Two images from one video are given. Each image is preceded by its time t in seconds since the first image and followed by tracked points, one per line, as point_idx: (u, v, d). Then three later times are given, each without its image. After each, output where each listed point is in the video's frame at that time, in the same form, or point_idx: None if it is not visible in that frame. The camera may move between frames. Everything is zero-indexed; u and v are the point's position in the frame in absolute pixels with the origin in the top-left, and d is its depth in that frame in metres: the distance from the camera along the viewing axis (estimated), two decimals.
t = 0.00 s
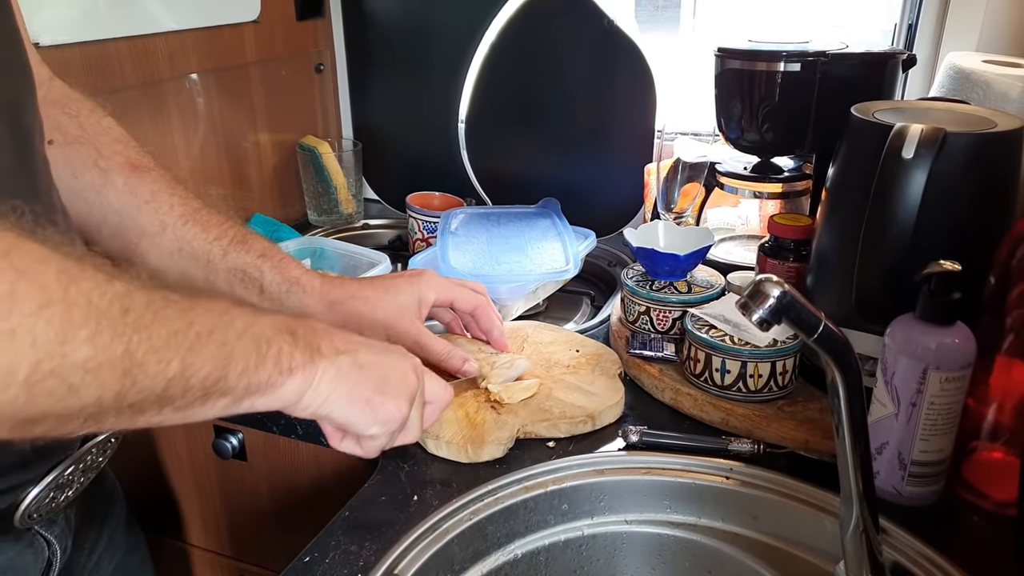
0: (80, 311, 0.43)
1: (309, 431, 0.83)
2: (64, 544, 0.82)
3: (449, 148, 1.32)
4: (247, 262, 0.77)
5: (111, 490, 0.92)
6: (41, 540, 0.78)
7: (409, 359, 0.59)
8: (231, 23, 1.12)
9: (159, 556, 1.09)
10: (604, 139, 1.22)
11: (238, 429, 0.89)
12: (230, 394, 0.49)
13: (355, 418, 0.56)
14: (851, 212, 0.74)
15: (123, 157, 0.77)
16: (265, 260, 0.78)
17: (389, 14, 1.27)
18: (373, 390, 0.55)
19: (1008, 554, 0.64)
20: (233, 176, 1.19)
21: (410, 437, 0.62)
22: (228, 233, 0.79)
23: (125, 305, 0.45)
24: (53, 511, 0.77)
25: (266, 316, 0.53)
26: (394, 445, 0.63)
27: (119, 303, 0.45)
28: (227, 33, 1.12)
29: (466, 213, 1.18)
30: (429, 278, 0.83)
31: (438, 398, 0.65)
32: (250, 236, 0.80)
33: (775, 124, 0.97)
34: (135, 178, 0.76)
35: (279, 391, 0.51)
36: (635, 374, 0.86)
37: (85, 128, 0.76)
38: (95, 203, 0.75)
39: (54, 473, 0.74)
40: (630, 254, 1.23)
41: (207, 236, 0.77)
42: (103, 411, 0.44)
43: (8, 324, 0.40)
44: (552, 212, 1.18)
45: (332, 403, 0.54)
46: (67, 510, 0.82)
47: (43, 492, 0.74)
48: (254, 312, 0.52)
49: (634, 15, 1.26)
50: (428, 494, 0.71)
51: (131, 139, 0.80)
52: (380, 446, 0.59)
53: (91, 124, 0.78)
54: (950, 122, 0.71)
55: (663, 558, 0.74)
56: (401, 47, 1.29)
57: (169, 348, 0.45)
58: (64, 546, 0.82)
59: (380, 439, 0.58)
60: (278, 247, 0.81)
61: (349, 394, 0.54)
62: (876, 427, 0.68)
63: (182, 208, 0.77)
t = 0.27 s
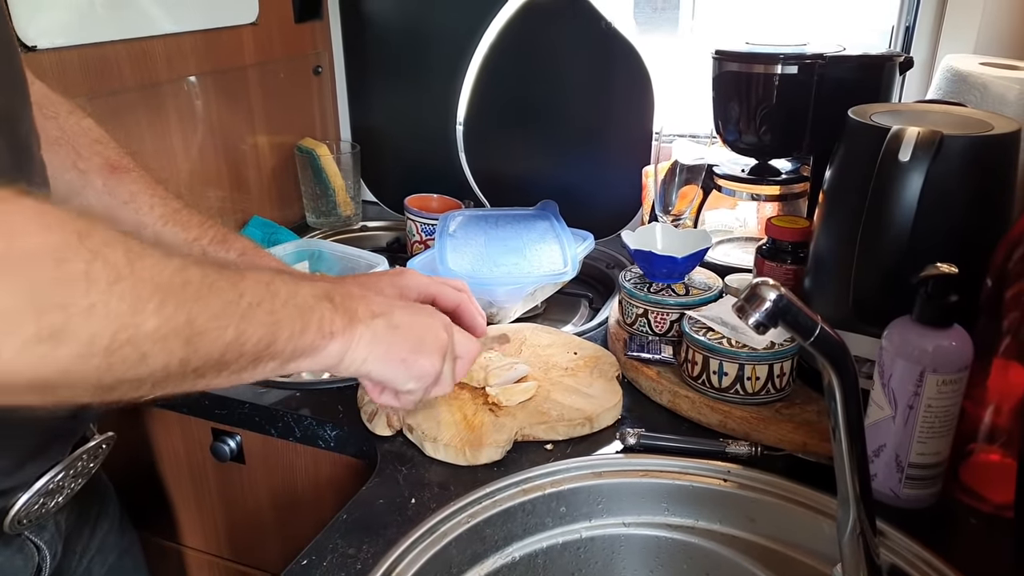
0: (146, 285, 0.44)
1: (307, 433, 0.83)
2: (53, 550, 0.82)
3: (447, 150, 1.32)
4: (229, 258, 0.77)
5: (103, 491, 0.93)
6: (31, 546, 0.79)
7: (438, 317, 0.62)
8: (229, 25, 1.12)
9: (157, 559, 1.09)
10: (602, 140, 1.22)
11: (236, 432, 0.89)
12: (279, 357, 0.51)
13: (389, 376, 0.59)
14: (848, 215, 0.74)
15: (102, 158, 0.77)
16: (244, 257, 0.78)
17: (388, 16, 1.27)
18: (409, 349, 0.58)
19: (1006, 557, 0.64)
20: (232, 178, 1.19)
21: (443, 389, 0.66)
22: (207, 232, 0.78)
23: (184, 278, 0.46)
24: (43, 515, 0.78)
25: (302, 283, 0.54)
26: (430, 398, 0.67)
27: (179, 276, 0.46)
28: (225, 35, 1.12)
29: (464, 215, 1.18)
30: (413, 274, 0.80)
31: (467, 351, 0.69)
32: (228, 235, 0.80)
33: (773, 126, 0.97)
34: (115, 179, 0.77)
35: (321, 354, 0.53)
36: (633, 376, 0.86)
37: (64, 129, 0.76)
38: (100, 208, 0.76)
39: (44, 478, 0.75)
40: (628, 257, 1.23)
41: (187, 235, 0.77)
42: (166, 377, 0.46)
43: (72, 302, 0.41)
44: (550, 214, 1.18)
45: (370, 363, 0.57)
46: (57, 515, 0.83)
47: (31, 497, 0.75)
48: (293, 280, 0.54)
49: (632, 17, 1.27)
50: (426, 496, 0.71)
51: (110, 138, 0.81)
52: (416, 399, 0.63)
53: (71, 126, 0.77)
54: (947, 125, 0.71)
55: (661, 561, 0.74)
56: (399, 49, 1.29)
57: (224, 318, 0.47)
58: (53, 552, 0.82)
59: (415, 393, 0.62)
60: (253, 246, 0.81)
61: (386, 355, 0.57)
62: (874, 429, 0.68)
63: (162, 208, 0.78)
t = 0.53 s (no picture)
0: (179, 272, 0.43)
1: (304, 434, 0.83)
2: (44, 557, 0.83)
3: (445, 151, 1.32)
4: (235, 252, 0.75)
5: (97, 494, 0.93)
6: (20, 552, 0.80)
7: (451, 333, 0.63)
8: (226, 26, 1.12)
9: (154, 560, 1.09)
10: (600, 141, 1.22)
11: (233, 433, 0.89)
12: (299, 355, 0.51)
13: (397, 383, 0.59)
14: (844, 216, 0.74)
15: (103, 162, 0.77)
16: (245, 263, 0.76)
17: (384, 17, 1.27)
18: (420, 357, 0.59)
19: (1002, 556, 0.64)
20: (229, 179, 1.19)
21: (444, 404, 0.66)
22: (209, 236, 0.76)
23: (215, 269, 0.45)
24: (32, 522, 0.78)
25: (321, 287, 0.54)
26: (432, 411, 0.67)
27: (210, 267, 0.45)
28: (222, 36, 1.12)
29: (462, 216, 1.18)
30: (411, 277, 0.80)
31: (471, 367, 0.71)
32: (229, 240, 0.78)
33: (770, 126, 0.97)
34: (115, 182, 0.77)
35: (338, 355, 0.53)
36: (630, 377, 0.86)
37: (65, 133, 0.77)
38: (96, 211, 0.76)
39: (34, 486, 0.75)
40: (625, 257, 1.24)
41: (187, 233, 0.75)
42: (195, 366, 0.46)
43: (115, 283, 0.41)
44: (547, 215, 1.18)
45: (383, 367, 0.57)
46: (48, 521, 0.83)
47: (21, 505, 0.75)
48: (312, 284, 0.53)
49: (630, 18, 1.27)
50: (422, 497, 0.71)
51: (111, 143, 0.81)
52: (420, 411, 0.63)
53: (72, 129, 0.78)
54: (942, 125, 0.71)
55: (658, 561, 0.74)
56: (396, 50, 1.29)
57: (251, 311, 0.47)
58: (44, 558, 0.83)
59: (421, 404, 0.62)
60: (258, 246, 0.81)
61: (400, 360, 0.57)
62: (870, 430, 0.68)
63: (163, 212, 0.77)
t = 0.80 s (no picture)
0: (44, 320, 0.43)
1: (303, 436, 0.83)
2: (54, 550, 0.83)
3: (443, 152, 1.32)
4: (236, 265, 0.78)
5: (104, 492, 0.93)
6: (29, 547, 0.80)
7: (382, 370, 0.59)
8: (225, 28, 1.12)
9: (154, 561, 1.09)
10: (598, 142, 1.22)
11: (232, 434, 0.89)
12: (201, 403, 0.49)
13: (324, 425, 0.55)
14: (843, 217, 0.74)
15: (112, 164, 0.77)
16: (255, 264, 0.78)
17: (384, 18, 1.27)
18: (346, 399, 0.55)
19: (1001, 557, 0.64)
20: (228, 181, 1.19)
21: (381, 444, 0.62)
22: (217, 237, 0.78)
23: (91, 314, 0.45)
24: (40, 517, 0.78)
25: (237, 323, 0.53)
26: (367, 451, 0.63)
27: (85, 312, 0.45)
28: (221, 38, 1.12)
29: (460, 217, 1.18)
30: (422, 281, 0.85)
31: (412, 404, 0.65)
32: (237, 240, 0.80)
33: (768, 127, 0.97)
34: (122, 183, 0.76)
35: (251, 398, 0.51)
36: (629, 378, 0.86)
37: (72, 135, 0.76)
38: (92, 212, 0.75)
39: (40, 479, 0.75)
40: (624, 259, 1.24)
41: (197, 240, 0.77)
42: (70, 419, 0.45)
43: None
44: (546, 216, 1.18)
45: (305, 411, 0.54)
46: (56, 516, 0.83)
47: (29, 498, 0.75)
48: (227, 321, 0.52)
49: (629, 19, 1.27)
50: (420, 499, 0.71)
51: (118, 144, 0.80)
52: (352, 454, 0.59)
53: (79, 132, 0.77)
54: (941, 126, 0.71)
55: (656, 563, 0.74)
56: (395, 51, 1.29)
57: (137, 357, 0.45)
58: (53, 553, 0.83)
59: (353, 448, 0.58)
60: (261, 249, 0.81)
61: (321, 403, 0.54)
62: (868, 431, 0.68)
63: (172, 214, 0.77)
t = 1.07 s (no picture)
0: (50, 315, 0.43)
1: (300, 437, 0.83)
2: (46, 552, 0.83)
3: (441, 152, 1.32)
4: (206, 261, 0.78)
5: (102, 493, 0.93)
6: (21, 549, 0.80)
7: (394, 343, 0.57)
8: (223, 29, 1.12)
9: (152, 562, 1.09)
10: (597, 143, 1.22)
11: (229, 435, 0.89)
12: (212, 387, 0.49)
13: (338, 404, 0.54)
14: (840, 217, 0.74)
15: (79, 162, 0.77)
16: (225, 260, 0.79)
17: (382, 18, 1.27)
18: (358, 376, 0.53)
19: (999, 557, 0.64)
20: (226, 181, 1.19)
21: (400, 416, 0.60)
22: (187, 233, 0.79)
23: (100, 304, 0.45)
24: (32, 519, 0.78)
25: (246, 305, 0.52)
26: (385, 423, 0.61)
27: (94, 303, 0.45)
28: (219, 39, 1.12)
29: (459, 217, 1.18)
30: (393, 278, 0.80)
31: (427, 373, 0.63)
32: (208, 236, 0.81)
33: (766, 128, 0.97)
34: (90, 182, 0.77)
35: (263, 383, 0.50)
36: (627, 379, 0.86)
37: (39, 132, 0.76)
38: (88, 214, 0.76)
39: (32, 482, 0.75)
40: (623, 259, 1.24)
41: (166, 237, 0.78)
42: (80, 410, 0.45)
43: None
44: (544, 217, 1.18)
45: (319, 391, 0.53)
46: (49, 517, 0.83)
47: (22, 500, 0.75)
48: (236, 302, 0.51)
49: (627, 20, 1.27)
50: (418, 499, 0.71)
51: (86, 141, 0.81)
52: (368, 428, 0.57)
53: (45, 127, 0.77)
54: (938, 126, 0.71)
55: (655, 563, 0.74)
56: (393, 51, 1.29)
57: (143, 348, 0.46)
58: (46, 554, 0.83)
59: (369, 423, 0.57)
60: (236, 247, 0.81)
61: (334, 381, 0.53)
62: (866, 431, 0.68)
63: (141, 211, 0.79)
